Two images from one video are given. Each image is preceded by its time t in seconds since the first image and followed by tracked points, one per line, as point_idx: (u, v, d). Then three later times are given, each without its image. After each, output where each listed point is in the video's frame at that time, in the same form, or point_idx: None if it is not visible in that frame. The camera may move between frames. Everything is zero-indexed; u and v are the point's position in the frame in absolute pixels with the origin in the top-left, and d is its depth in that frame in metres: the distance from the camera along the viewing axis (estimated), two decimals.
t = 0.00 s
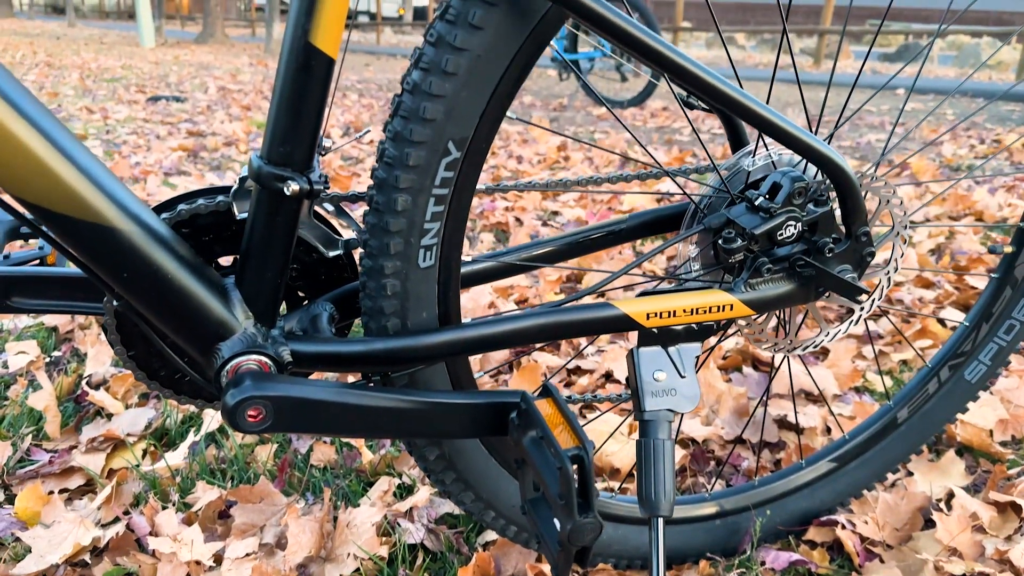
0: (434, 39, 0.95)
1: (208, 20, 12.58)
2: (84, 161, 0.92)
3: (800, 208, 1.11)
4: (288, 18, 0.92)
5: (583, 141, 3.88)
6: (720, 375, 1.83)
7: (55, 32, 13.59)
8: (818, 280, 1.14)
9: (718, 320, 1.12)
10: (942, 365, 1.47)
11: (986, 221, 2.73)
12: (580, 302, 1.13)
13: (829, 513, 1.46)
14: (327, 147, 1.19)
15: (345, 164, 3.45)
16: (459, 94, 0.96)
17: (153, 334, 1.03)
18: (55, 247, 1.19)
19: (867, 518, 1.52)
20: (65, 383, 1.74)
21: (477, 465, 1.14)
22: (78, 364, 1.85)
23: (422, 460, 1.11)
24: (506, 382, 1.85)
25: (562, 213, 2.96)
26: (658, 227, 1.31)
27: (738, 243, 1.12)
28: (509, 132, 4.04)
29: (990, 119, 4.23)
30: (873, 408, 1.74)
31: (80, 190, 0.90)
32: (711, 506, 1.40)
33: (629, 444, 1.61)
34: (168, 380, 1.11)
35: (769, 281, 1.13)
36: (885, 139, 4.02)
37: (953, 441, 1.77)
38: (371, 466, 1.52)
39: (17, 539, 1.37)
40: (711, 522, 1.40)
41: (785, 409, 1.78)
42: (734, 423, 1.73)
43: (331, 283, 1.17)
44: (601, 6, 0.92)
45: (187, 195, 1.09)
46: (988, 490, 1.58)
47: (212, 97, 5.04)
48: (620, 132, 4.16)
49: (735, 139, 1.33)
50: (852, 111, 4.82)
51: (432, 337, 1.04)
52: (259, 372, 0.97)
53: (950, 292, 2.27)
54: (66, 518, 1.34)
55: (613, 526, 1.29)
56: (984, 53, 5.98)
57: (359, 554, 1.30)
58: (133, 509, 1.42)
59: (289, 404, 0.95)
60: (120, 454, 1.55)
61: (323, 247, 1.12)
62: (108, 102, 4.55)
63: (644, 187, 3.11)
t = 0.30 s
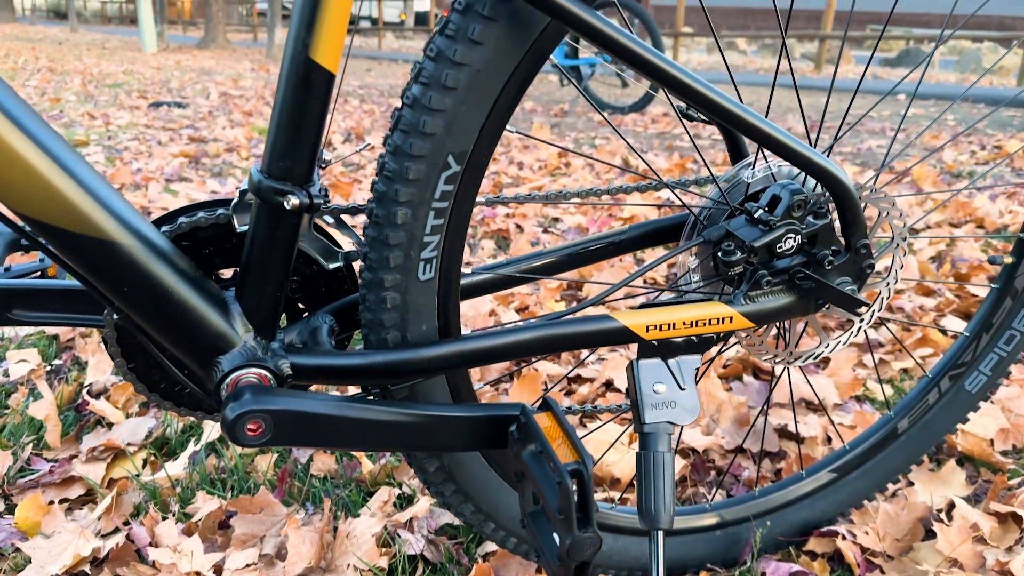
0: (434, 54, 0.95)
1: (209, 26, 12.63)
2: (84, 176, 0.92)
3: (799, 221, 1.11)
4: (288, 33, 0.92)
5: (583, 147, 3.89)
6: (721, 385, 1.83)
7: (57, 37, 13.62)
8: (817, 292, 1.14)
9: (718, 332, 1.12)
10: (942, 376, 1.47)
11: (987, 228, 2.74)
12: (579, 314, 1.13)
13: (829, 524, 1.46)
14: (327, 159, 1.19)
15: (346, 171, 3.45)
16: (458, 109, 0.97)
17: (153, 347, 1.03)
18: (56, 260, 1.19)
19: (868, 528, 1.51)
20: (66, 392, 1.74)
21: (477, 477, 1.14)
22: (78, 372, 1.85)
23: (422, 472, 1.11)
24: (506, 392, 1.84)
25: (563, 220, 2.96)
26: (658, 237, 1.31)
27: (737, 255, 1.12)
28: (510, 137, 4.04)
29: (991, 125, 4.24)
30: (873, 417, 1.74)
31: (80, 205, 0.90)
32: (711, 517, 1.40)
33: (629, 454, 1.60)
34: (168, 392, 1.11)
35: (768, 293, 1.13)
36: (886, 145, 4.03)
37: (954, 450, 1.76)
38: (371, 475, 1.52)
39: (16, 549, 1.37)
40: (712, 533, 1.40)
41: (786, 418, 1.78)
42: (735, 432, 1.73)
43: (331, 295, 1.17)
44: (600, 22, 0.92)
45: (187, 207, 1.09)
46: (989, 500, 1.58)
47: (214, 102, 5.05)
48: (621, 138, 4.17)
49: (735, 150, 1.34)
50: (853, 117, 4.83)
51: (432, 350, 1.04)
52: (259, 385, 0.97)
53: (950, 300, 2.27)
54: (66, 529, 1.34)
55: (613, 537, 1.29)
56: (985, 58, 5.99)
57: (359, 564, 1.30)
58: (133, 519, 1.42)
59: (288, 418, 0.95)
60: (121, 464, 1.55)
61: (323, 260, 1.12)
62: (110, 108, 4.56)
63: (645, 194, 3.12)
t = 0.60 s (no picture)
0: (434, 69, 0.95)
1: (211, 32, 12.67)
2: (86, 193, 0.92)
3: (798, 234, 1.11)
4: (289, 49, 0.92)
5: (584, 153, 3.89)
6: (721, 394, 1.83)
7: (60, 43, 13.66)
8: (817, 305, 1.14)
9: (718, 346, 1.12)
10: (942, 387, 1.47)
11: (987, 235, 2.74)
12: (578, 328, 1.13)
13: (830, 535, 1.45)
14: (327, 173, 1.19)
15: (347, 177, 3.46)
16: (458, 124, 0.97)
17: (153, 362, 1.04)
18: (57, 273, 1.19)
19: (868, 540, 1.51)
20: (67, 402, 1.74)
21: (477, 490, 1.14)
22: (79, 381, 1.86)
23: (422, 485, 1.11)
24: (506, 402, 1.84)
25: (564, 226, 2.97)
26: (657, 249, 1.31)
27: (737, 269, 1.12)
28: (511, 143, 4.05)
29: (991, 130, 4.25)
30: (874, 428, 1.74)
31: (83, 223, 0.90)
32: (712, 528, 1.40)
33: (629, 465, 1.60)
34: (167, 405, 1.11)
35: (768, 306, 1.13)
36: (887, 150, 4.03)
37: (954, 460, 1.76)
38: (371, 486, 1.52)
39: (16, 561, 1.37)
40: (712, 544, 1.40)
41: (786, 427, 1.78)
42: (735, 442, 1.73)
43: (331, 308, 1.17)
44: (601, 39, 0.92)
45: (187, 221, 1.09)
46: (990, 511, 1.57)
47: (216, 108, 5.06)
48: (622, 143, 4.18)
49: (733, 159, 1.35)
50: (853, 123, 4.84)
51: (432, 364, 1.04)
52: (259, 400, 0.97)
53: (951, 308, 2.27)
54: (66, 540, 1.34)
55: (613, 549, 1.29)
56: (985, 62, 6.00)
57: None
58: (133, 531, 1.42)
59: (288, 433, 0.95)
60: (120, 475, 1.55)
61: (323, 273, 1.13)
62: (112, 114, 4.58)
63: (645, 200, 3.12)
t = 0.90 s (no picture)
0: (434, 86, 0.96)
1: (212, 37, 12.72)
2: (88, 210, 0.93)
3: (797, 248, 1.12)
4: (291, 67, 0.93)
5: (584, 160, 3.90)
6: (721, 404, 1.83)
7: (62, 49, 13.69)
8: (817, 318, 1.14)
9: (718, 359, 1.12)
10: (942, 398, 1.47)
11: (987, 242, 2.74)
12: (578, 341, 1.13)
13: (830, 545, 1.45)
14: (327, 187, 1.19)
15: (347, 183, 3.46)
16: (458, 140, 0.97)
17: (153, 377, 1.04)
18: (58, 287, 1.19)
19: (868, 551, 1.51)
20: (68, 412, 1.74)
21: (477, 503, 1.14)
22: (80, 391, 1.86)
23: (422, 498, 1.11)
24: (506, 411, 1.84)
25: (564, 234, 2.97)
26: (657, 261, 1.31)
27: (736, 282, 1.12)
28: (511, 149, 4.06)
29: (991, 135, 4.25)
30: (874, 437, 1.74)
31: (84, 240, 0.91)
32: (712, 539, 1.40)
33: (630, 475, 1.60)
34: (168, 418, 1.11)
35: (767, 319, 1.13)
36: (888, 156, 4.04)
37: (955, 470, 1.76)
38: (372, 497, 1.53)
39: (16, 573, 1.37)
40: (712, 556, 1.39)
41: (787, 437, 1.78)
42: (736, 452, 1.72)
43: (332, 321, 1.18)
44: (600, 56, 0.93)
45: (187, 235, 1.10)
46: (991, 522, 1.57)
47: (217, 114, 5.07)
48: (623, 149, 4.18)
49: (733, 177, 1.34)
50: (854, 129, 4.85)
51: (432, 378, 1.04)
52: (259, 415, 0.98)
53: (951, 316, 2.27)
54: (65, 552, 1.34)
55: (613, 561, 1.29)
56: (985, 67, 6.00)
57: None
58: (133, 542, 1.42)
59: (288, 448, 0.95)
60: (121, 486, 1.55)
61: (323, 286, 1.13)
62: (113, 121, 4.58)
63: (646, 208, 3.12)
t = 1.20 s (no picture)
0: (433, 101, 0.96)
1: (213, 43, 12.75)
2: (88, 226, 0.93)
3: (796, 261, 1.12)
4: (291, 83, 0.93)
5: (585, 166, 3.90)
6: (722, 413, 1.83)
7: (63, 55, 13.72)
8: (817, 331, 1.14)
9: (717, 372, 1.12)
10: (942, 409, 1.46)
11: (987, 249, 2.74)
12: (578, 354, 1.13)
13: (831, 557, 1.45)
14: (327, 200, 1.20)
15: (348, 191, 3.47)
16: (457, 154, 0.97)
17: (152, 391, 1.04)
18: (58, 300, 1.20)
19: (869, 562, 1.50)
20: (68, 422, 1.75)
21: (477, 516, 1.14)
22: (80, 401, 1.86)
23: (421, 511, 1.11)
24: (506, 421, 1.84)
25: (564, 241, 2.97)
26: (656, 273, 1.31)
27: (736, 295, 1.12)
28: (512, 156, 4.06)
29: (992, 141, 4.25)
30: (875, 447, 1.73)
31: (84, 256, 0.91)
32: (712, 551, 1.39)
33: (631, 485, 1.59)
34: (167, 431, 1.11)
35: (767, 332, 1.13)
36: (887, 162, 4.04)
37: (956, 480, 1.76)
38: (371, 508, 1.52)
39: None
40: (713, 567, 1.39)
41: (787, 447, 1.78)
42: (736, 462, 1.72)
43: (331, 334, 1.18)
44: (599, 71, 0.93)
45: (187, 249, 1.10)
46: (992, 532, 1.57)
47: (218, 121, 5.09)
48: (623, 155, 4.19)
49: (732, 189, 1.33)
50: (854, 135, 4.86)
51: (432, 391, 1.04)
52: (258, 430, 0.97)
53: (952, 324, 2.27)
54: (65, 563, 1.34)
55: (613, 573, 1.29)
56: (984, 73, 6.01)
57: None
58: (133, 554, 1.42)
59: (288, 463, 0.95)
60: (121, 496, 1.55)
61: (323, 299, 1.13)
62: (114, 128, 4.59)
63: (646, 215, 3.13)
